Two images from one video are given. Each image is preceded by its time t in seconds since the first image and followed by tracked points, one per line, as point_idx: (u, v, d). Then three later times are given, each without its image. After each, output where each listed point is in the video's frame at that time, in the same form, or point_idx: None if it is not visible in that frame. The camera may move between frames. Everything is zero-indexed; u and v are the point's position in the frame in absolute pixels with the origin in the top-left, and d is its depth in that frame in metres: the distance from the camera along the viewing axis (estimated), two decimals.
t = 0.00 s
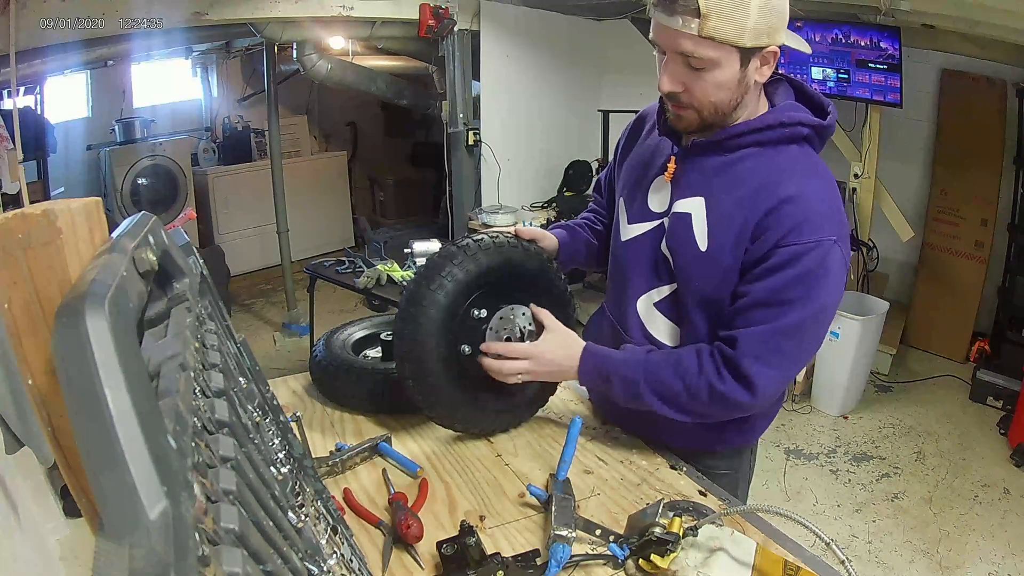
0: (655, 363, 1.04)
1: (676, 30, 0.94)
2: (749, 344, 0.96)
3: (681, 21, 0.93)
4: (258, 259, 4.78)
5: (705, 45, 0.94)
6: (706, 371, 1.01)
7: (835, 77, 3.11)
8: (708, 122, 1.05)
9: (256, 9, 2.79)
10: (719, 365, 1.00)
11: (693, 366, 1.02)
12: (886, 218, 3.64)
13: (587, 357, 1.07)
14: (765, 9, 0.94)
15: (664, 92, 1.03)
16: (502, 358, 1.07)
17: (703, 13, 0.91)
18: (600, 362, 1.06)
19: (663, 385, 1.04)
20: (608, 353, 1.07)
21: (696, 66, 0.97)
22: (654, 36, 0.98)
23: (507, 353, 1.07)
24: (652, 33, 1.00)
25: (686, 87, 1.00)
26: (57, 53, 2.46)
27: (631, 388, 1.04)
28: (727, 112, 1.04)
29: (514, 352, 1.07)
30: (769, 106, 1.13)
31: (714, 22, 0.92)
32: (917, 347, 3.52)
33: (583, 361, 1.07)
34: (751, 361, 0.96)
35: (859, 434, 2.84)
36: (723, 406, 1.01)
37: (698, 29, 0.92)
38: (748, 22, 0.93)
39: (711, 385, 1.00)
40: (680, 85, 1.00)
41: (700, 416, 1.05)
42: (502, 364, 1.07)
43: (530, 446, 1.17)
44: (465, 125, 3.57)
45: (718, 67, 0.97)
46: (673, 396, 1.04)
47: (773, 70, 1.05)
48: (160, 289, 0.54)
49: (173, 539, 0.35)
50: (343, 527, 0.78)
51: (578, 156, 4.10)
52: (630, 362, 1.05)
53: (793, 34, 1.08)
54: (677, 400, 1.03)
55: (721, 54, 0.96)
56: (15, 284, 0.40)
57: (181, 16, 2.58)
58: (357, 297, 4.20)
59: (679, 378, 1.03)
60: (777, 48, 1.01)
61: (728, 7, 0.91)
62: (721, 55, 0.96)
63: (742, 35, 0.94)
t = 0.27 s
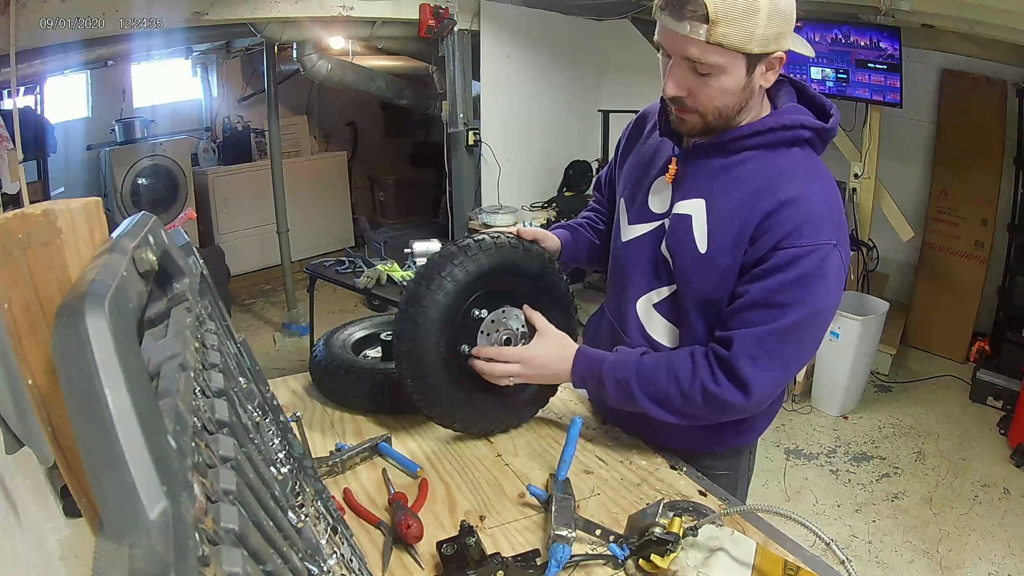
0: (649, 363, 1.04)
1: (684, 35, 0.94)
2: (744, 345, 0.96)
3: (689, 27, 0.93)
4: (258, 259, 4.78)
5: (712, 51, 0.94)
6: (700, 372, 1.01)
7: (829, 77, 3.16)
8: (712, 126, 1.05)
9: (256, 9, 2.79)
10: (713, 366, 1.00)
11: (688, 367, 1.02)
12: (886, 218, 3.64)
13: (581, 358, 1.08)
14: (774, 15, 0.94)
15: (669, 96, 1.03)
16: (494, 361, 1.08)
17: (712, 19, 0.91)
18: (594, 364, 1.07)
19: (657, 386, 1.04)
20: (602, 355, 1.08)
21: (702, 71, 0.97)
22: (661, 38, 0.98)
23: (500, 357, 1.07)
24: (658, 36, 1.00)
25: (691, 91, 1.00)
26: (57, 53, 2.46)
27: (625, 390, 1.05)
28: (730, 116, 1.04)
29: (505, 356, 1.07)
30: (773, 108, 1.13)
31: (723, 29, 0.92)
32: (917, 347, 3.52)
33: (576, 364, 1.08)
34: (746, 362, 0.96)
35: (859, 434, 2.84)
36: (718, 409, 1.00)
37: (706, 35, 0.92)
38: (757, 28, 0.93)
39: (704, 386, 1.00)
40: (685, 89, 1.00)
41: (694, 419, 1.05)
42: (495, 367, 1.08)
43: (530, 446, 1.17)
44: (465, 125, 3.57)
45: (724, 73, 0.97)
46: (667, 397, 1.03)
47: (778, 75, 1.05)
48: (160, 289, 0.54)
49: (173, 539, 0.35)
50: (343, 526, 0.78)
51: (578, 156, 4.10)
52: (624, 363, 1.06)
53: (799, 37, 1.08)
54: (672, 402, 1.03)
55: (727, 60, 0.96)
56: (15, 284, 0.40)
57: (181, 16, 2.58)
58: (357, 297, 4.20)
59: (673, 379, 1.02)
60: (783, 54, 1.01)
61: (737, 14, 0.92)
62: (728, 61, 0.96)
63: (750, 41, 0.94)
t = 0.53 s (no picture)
0: (648, 364, 1.05)
1: (687, 38, 0.94)
2: (744, 346, 0.96)
3: (693, 30, 0.93)
4: (258, 259, 4.79)
5: (715, 54, 0.94)
6: (699, 373, 1.01)
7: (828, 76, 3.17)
8: (713, 129, 1.05)
9: (256, 9, 2.79)
10: (713, 368, 1.00)
11: (687, 368, 1.02)
12: (885, 218, 3.64)
13: (580, 359, 1.08)
14: (777, 17, 0.94)
15: (671, 99, 1.03)
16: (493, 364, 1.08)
17: (715, 23, 0.91)
18: (593, 364, 1.08)
19: (657, 387, 1.04)
20: (602, 356, 1.08)
21: (704, 75, 0.97)
22: (663, 41, 0.98)
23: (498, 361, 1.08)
24: (661, 39, 1.00)
25: (693, 94, 1.00)
26: (58, 53, 2.46)
27: (624, 390, 1.05)
28: (732, 118, 1.04)
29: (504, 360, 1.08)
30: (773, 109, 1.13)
31: (727, 32, 0.92)
32: (917, 347, 3.52)
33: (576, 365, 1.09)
34: (746, 365, 0.96)
35: (859, 434, 2.84)
36: (718, 411, 1.00)
37: (710, 38, 0.92)
38: (761, 32, 0.93)
39: (704, 388, 1.00)
40: (687, 92, 1.00)
41: (693, 420, 1.05)
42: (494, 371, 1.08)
43: (530, 446, 1.17)
44: (465, 125, 3.57)
45: (727, 76, 0.97)
46: (666, 398, 1.03)
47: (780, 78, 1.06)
48: (161, 289, 0.54)
49: (173, 539, 0.35)
50: (343, 527, 0.78)
51: (578, 156, 4.10)
52: (624, 363, 1.06)
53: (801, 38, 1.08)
54: (671, 403, 1.03)
55: (731, 63, 0.96)
56: (14, 284, 0.40)
57: (181, 16, 2.58)
58: (357, 298, 4.20)
59: (673, 381, 1.02)
60: (785, 56, 1.01)
61: (741, 17, 0.91)
62: (731, 64, 0.96)
63: (753, 44, 0.94)
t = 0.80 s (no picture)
0: (646, 366, 1.05)
1: (689, 41, 0.94)
2: (743, 347, 0.96)
3: (694, 32, 0.92)
4: (258, 259, 4.79)
5: (716, 57, 0.94)
6: (698, 374, 1.01)
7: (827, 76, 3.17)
8: (713, 130, 1.05)
9: (256, 9, 2.79)
10: (712, 369, 1.00)
11: (686, 369, 1.02)
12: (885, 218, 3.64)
13: (580, 361, 1.08)
14: (777, 19, 0.94)
15: (671, 101, 1.03)
16: (494, 370, 1.08)
17: (717, 25, 0.91)
18: (592, 366, 1.08)
19: (655, 389, 1.04)
20: (601, 358, 1.08)
21: (704, 76, 0.97)
22: (663, 42, 0.98)
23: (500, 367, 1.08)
24: (661, 40, 0.99)
25: (693, 96, 1.00)
26: (58, 53, 2.46)
27: (623, 392, 1.05)
28: (732, 120, 1.04)
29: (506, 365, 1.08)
30: (772, 108, 1.13)
31: (728, 35, 0.92)
32: (917, 347, 3.52)
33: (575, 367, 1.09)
34: (745, 365, 0.96)
35: (859, 434, 2.84)
36: (717, 412, 1.00)
37: (711, 40, 0.92)
38: (761, 34, 0.93)
39: (702, 389, 1.00)
40: (687, 94, 1.00)
41: (692, 421, 1.05)
42: (495, 375, 1.09)
43: (531, 446, 1.17)
44: (465, 125, 3.57)
45: (727, 78, 0.97)
46: (665, 399, 1.04)
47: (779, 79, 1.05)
48: (160, 289, 0.54)
49: (173, 539, 0.35)
50: (343, 527, 0.78)
51: (578, 156, 4.10)
52: (623, 365, 1.06)
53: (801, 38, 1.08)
54: (670, 404, 1.03)
55: (732, 66, 0.96)
56: (15, 283, 0.40)
57: (181, 16, 2.57)
58: (357, 297, 4.20)
59: (671, 382, 1.02)
60: (785, 58, 1.01)
61: (742, 20, 0.91)
62: (731, 66, 0.96)
63: (754, 46, 0.94)
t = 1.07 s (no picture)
0: (647, 366, 1.05)
1: (687, 42, 0.94)
2: (743, 346, 0.96)
3: (693, 32, 0.92)
4: (258, 259, 4.79)
5: (714, 57, 0.94)
6: (697, 373, 1.01)
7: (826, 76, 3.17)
8: (711, 131, 1.05)
9: (257, 9, 2.79)
10: (711, 369, 1.00)
11: (686, 369, 1.02)
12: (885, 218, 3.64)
13: (579, 362, 1.09)
14: (776, 20, 0.94)
15: (669, 101, 1.03)
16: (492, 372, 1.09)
17: (716, 26, 0.91)
18: (592, 367, 1.08)
19: (654, 390, 1.04)
20: (600, 359, 1.08)
21: (703, 77, 0.97)
22: (661, 42, 0.98)
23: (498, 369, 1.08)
24: (659, 40, 0.99)
25: (691, 96, 1.00)
26: (58, 53, 2.46)
27: (623, 393, 1.05)
28: (730, 121, 1.04)
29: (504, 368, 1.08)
30: (771, 107, 1.13)
31: (727, 36, 0.92)
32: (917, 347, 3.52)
33: (574, 368, 1.09)
34: (745, 364, 0.96)
35: (859, 434, 2.84)
36: (718, 412, 1.00)
37: (710, 41, 0.92)
38: (760, 35, 0.93)
39: (702, 388, 1.00)
40: (685, 94, 1.00)
41: (691, 421, 1.05)
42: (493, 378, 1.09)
43: (531, 446, 1.17)
44: (465, 125, 3.57)
45: (725, 79, 0.97)
46: (665, 400, 1.04)
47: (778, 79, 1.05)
48: (160, 289, 0.54)
49: (173, 539, 0.34)
50: (343, 527, 0.78)
51: (578, 156, 4.10)
52: (623, 365, 1.06)
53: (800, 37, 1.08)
54: (670, 404, 1.03)
55: (730, 66, 0.96)
56: (14, 283, 0.40)
57: (181, 16, 2.57)
58: (357, 297, 4.19)
59: (671, 382, 1.02)
60: (784, 58, 1.01)
61: (741, 21, 0.91)
62: (729, 67, 0.96)
63: (753, 48, 0.94)
